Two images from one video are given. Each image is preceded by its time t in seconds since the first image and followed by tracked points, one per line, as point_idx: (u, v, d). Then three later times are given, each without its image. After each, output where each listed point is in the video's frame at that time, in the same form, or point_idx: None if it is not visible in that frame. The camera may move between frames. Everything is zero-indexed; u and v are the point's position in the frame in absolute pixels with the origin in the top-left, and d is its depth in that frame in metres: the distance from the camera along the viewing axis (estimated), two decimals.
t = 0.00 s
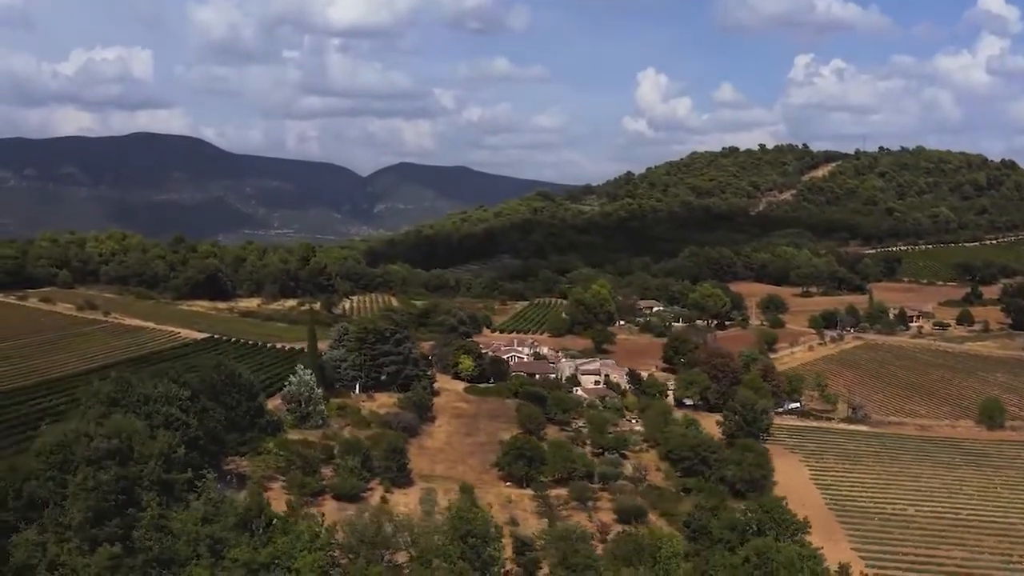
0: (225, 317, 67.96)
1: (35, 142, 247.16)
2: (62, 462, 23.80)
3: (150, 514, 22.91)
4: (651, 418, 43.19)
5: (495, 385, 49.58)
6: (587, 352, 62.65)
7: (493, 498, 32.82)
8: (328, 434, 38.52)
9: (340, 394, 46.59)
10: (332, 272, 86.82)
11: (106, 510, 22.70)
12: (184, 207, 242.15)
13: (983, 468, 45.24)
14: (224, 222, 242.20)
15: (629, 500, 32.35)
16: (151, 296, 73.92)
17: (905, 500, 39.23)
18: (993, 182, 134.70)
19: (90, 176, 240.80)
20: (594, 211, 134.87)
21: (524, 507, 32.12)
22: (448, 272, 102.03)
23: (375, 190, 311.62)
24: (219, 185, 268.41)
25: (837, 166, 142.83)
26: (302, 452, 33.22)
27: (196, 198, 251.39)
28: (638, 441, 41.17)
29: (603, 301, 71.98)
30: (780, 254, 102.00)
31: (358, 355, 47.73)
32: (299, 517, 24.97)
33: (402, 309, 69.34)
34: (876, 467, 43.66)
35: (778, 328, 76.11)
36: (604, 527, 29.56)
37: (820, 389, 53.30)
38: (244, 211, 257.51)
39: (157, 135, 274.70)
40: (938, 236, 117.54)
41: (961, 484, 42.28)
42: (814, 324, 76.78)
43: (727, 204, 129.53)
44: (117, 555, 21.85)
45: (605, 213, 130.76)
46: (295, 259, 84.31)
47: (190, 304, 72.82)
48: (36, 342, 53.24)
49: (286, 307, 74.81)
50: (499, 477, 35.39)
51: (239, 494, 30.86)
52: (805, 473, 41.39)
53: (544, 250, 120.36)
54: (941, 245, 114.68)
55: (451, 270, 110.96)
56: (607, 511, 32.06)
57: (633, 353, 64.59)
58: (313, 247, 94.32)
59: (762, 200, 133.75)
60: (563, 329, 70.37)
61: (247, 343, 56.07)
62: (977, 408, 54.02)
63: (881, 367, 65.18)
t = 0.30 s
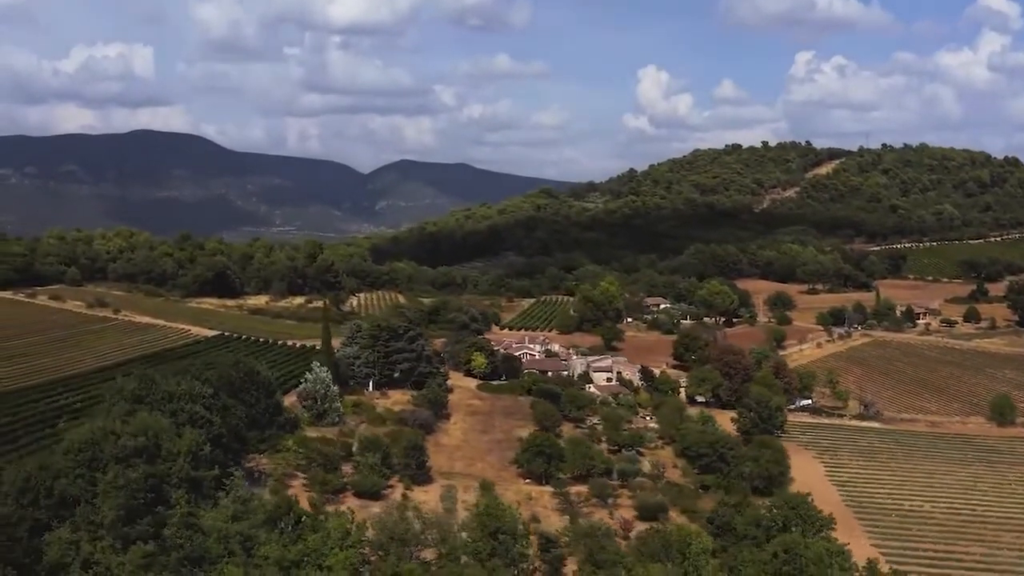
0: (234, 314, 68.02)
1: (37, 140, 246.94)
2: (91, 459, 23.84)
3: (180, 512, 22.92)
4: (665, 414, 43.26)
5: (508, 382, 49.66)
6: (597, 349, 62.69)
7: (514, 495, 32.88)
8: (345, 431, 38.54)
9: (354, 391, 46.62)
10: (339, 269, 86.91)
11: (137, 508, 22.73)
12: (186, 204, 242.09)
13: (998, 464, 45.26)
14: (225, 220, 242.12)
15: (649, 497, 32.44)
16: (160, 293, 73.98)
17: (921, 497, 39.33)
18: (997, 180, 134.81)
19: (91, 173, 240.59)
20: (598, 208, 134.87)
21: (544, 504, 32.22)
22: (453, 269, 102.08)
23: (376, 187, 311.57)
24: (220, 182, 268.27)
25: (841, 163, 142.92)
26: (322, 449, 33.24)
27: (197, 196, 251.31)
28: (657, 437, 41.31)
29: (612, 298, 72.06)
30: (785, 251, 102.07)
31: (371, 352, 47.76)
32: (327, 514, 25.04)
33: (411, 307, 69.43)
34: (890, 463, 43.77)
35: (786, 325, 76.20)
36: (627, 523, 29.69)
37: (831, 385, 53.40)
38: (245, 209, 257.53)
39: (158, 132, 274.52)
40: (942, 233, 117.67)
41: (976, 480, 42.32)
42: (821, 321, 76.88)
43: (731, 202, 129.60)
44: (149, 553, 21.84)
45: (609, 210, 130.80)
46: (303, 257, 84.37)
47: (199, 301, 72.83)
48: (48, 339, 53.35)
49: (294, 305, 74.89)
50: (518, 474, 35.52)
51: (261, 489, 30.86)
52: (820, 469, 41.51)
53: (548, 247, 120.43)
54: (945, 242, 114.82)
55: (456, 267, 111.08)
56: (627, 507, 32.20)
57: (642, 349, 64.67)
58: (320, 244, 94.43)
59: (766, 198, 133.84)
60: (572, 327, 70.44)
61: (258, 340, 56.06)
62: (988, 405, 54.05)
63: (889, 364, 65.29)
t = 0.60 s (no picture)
0: (244, 311, 67.99)
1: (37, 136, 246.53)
2: (123, 457, 23.91)
3: (214, 509, 22.95)
4: (682, 411, 43.33)
5: (522, 379, 49.71)
6: (608, 346, 62.77)
7: (536, 492, 32.96)
8: (364, 429, 38.55)
9: (370, 388, 46.66)
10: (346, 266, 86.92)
11: (172, 506, 22.76)
12: (187, 202, 241.95)
13: (1013, 460, 45.32)
14: (227, 217, 241.91)
15: (671, 493, 32.52)
16: (169, 291, 73.99)
17: (939, 493, 39.42)
18: (1001, 177, 134.83)
19: (92, 170, 240.32)
20: (602, 205, 134.90)
21: (567, 500, 32.30)
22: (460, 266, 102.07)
23: (377, 184, 311.30)
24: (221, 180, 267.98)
25: (845, 160, 142.98)
26: (345, 446, 33.30)
27: (199, 194, 251.09)
28: (675, 434, 41.40)
29: (621, 295, 72.11)
30: (791, 248, 102.13)
31: (386, 349, 47.79)
32: (358, 511, 25.08)
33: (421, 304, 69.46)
34: (906, 459, 43.86)
35: (794, 322, 76.30)
36: (652, 520, 29.75)
37: (844, 382, 53.50)
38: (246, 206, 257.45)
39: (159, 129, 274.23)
40: (947, 230, 117.73)
41: (993, 475, 42.39)
42: (830, 319, 76.97)
43: (735, 199, 129.65)
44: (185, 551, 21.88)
45: (614, 207, 130.85)
46: (311, 254, 84.39)
47: (208, 298, 72.78)
48: (61, 336, 53.33)
49: (302, 302, 74.91)
50: (539, 471, 35.63)
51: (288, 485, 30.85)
52: (837, 466, 41.62)
53: (553, 244, 120.46)
54: (950, 239, 114.91)
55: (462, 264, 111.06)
56: (650, 503, 32.30)
57: (653, 346, 64.75)
58: (327, 241, 94.41)
59: (770, 194, 133.92)
60: (581, 324, 70.51)
61: (270, 337, 56.02)
62: (1001, 402, 54.13)
63: (899, 361, 65.42)
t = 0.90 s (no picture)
0: (252, 309, 67.95)
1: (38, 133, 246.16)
2: (152, 455, 23.88)
3: (244, 507, 22.98)
4: (696, 408, 43.38)
5: (535, 376, 49.78)
6: (618, 343, 62.82)
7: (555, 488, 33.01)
8: (381, 426, 38.54)
9: (383, 385, 46.69)
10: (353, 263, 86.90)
11: (202, 504, 22.77)
12: (189, 199, 241.76)
13: None
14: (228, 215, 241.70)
15: (690, 490, 32.56)
16: (177, 288, 73.96)
17: (955, 489, 39.47)
18: (1005, 174, 134.80)
19: (93, 167, 240.07)
20: (606, 202, 134.94)
21: (586, 497, 32.34)
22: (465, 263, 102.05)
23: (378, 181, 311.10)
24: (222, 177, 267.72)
25: (848, 157, 143.00)
26: (364, 442, 33.30)
27: (200, 191, 250.86)
28: (690, 431, 41.45)
29: (629, 292, 72.13)
30: (797, 245, 102.18)
31: (399, 346, 47.83)
32: (385, 508, 25.10)
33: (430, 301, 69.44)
34: (920, 457, 43.93)
35: (802, 319, 76.36)
36: (674, 517, 29.79)
37: (856, 379, 53.56)
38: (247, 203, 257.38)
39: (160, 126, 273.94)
40: (951, 228, 117.77)
41: (1007, 472, 42.42)
42: (837, 316, 77.03)
43: (739, 196, 129.71)
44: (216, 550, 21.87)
45: (617, 204, 130.85)
46: (317, 251, 84.41)
47: (215, 296, 72.72)
48: (73, 333, 53.22)
49: (310, 299, 74.92)
50: (558, 467, 35.74)
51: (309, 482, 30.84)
52: (853, 463, 41.67)
53: (557, 241, 120.43)
54: (955, 236, 114.97)
55: (466, 261, 111.05)
56: (669, 500, 32.36)
57: (662, 343, 64.81)
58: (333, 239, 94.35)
59: (774, 192, 134.00)
60: (590, 321, 70.56)
61: (280, 334, 55.95)
62: (1011, 399, 54.15)
63: (907, 358, 65.50)
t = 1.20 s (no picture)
0: (262, 306, 67.96)
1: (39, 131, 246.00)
2: (185, 453, 23.93)
3: (279, 504, 23.03)
4: (713, 404, 43.47)
5: (549, 373, 49.87)
6: (628, 340, 62.90)
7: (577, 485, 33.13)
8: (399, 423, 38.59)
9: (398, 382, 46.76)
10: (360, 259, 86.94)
11: (237, 501, 22.81)
12: (191, 197, 241.66)
13: None
14: (230, 212, 241.62)
15: (712, 486, 32.66)
16: (186, 285, 74.05)
17: (972, 485, 39.57)
18: (1009, 170, 134.83)
19: (96, 165, 240.00)
20: (610, 200, 135.04)
21: (609, 493, 32.45)
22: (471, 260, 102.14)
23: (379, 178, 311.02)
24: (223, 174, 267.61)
25: (852, 154, 143.10)
26: (388, 439, 33.28)
27: (201, 189, 250.72)
28: (707, 428, 41.53)
29: (639, 289, 72.20)
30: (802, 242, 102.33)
31: (414, 343, 47.88)
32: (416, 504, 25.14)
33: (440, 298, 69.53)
34: (936, 453, 44.01)
35: (810, 315, 76.49)
36: (700, 513, 29.85)
37: (868, 376, 53.67)
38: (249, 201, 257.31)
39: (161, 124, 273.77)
40: (956, 225, 117.86)
41: None
42: (845, 313, 77.17)
43: (744, 193, 129.88)
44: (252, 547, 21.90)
45: (622, 202, 130.95)
46: (325, 249, 84.47)
47: (224, 293, 72.72)
48: (86, 331, 53.26)
49: (318, 296, 74.98)
50: (579, 464, 35.86)
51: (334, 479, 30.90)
52: (870, 460, 41.75)
53: (562, 238, 120.49)
54: (959, 233, 115.05)
55: (472, 259, 111.20)
56: (691, 496, 32.46)
57: (673, 340, 64.91)
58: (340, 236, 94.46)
59: (778, 189, 134.10)
60: (599, 318, 70.65)
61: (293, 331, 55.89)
62: None
63: (917, 354, 65.60)
